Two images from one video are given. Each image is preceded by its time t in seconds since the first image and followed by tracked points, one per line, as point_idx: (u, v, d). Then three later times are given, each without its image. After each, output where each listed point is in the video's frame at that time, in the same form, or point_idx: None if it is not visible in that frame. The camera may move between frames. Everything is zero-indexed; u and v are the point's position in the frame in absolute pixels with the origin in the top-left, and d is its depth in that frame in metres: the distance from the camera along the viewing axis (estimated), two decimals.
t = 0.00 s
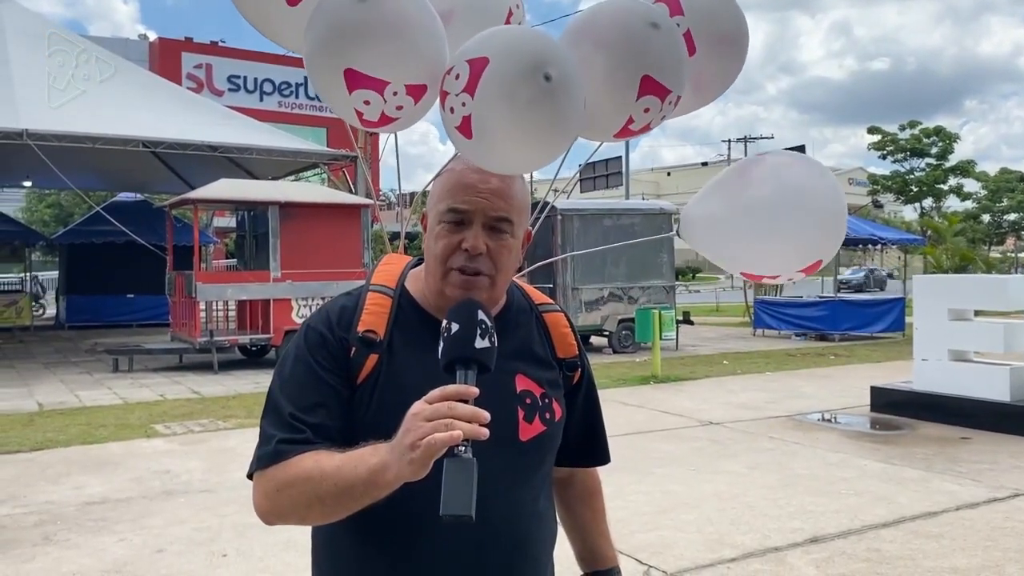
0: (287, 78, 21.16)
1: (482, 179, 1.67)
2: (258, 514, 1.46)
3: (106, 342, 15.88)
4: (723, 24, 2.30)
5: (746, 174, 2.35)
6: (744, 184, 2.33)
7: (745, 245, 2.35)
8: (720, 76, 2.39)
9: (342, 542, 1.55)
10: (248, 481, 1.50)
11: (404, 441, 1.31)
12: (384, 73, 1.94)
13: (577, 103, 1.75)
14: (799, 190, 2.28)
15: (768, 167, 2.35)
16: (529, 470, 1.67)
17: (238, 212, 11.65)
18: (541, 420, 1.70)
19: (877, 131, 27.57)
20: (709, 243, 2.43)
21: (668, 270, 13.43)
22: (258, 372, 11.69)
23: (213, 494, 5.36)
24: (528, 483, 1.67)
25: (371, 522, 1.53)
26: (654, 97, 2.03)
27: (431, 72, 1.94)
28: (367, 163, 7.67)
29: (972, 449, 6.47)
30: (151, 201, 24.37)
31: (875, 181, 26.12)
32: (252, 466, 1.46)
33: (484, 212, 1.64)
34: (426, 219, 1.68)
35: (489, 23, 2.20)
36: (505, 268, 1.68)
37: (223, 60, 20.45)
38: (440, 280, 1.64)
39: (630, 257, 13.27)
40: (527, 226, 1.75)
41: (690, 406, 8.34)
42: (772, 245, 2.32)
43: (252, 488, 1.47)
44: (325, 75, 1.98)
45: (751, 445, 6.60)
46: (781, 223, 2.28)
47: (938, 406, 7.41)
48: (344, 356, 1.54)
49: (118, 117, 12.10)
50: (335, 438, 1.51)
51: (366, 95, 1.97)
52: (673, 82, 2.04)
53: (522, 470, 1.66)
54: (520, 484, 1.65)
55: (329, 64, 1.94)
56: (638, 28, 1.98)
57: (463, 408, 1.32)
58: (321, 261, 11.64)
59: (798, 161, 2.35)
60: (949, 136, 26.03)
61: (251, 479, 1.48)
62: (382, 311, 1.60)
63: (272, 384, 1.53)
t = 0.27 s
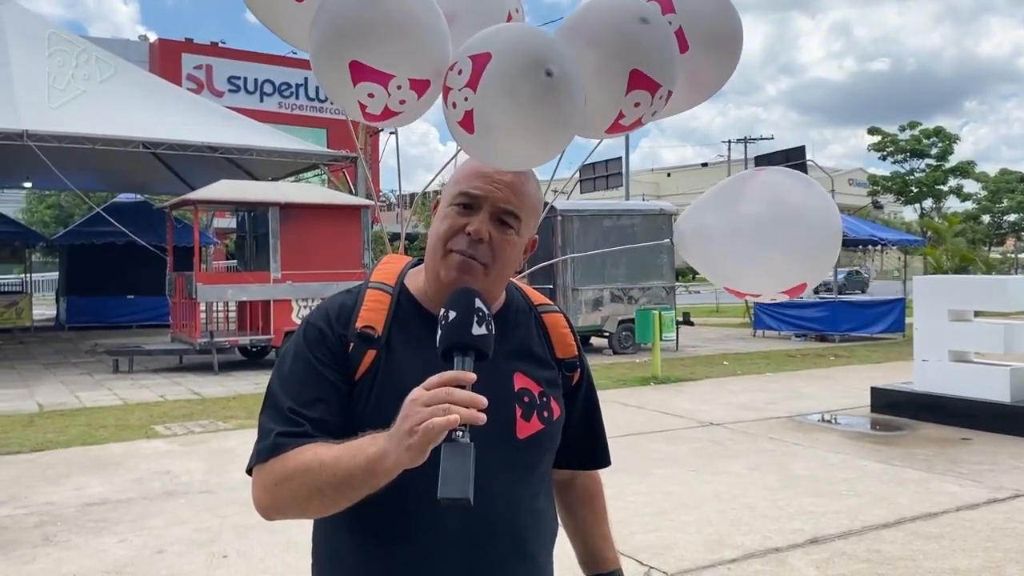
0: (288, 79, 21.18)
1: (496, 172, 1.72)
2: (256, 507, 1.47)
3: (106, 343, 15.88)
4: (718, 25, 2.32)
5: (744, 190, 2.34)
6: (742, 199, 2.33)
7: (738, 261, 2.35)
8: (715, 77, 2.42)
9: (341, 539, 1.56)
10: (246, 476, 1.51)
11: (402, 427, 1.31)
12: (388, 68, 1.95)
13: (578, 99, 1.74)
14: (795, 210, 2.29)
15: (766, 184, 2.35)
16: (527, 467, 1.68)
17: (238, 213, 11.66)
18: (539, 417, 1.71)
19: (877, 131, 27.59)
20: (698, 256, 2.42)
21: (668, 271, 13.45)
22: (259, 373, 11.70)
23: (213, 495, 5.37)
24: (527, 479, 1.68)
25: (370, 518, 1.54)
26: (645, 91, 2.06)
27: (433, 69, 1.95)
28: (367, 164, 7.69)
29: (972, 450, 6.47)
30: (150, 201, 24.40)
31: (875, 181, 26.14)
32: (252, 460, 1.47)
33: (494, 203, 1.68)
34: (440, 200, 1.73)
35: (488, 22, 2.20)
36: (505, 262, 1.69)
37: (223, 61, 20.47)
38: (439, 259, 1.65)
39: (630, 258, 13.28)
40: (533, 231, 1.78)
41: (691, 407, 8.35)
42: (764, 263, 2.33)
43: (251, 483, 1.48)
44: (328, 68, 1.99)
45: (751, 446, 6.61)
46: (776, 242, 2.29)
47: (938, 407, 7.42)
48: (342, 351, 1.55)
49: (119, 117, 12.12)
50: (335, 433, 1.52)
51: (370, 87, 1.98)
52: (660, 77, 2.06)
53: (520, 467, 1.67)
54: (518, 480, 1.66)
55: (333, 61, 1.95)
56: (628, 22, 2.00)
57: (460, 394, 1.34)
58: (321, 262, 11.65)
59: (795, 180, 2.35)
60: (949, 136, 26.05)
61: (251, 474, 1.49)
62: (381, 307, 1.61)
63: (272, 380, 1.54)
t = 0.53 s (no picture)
0: (287, 81, 21.18)
1: (506, 175, 1.73)
2: (256, 504, 1.46)
3: (105, 345, 15.87)
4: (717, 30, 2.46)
5: (736, 160, 2.47)
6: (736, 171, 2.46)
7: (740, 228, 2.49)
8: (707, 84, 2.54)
9: (340, 539, 1.56)
10: (247, 473, 1.51)
11: (401, 420, 1.31)
12: (386, 50, 2.14)
13: (566, 79, 2.04)
14: (788, 171, 2.43)
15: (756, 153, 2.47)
16: (525, 467, 1.68)
17: (238, 214, 11.65)
18: (537, 419, 1.71)
19: (876, 133, 27.61)
20: (704, 228, 2.57)
21: (667, 272, 13.45)
22: (258, 375, 11.69)
23: (213, 496, 5.37)
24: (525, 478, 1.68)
25: (369, 518, 1.54)
26: (647, 83, 2.22)
27: (429, 53, 2.16)
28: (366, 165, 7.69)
29: (972, 451, 6.47)
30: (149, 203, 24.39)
31: (875, 183, 26.15)
32: (252, 456, 1.47)
33: (503, 204, 1.69)
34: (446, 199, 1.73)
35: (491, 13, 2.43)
36: (510, 264, 1.70)
37: (223, 63, 20.49)
38: (445, 258, 1.65)
39: (630, 259, 13.28)
40: (536, 237, 1.80)
41: (690, 409, 8.35)
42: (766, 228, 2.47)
43: (251, 481, 1.47)
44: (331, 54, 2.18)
45: (750, 447, 6.61)
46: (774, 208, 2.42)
47: (938, 409, 7.41)
48: (342, 350, 1.55)
49: (119, 117, 12.15)
50: (334, 432, 1.51)
51: (367, 69, 2.19)
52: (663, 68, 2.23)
53: (518, 467, 1.66)
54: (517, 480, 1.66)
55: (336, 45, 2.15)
56: (631, 20, 2.16)
57: (459, 386, 1.34)
58: (321, 263, 11.65)
59: (785, 145, 2.48)
60: (948, 138, 26.06)
61: (251, 472, 1.49)
62: (381, 306, 1.61)
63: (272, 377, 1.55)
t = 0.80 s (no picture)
0: (286, 82, 21.16)
1: (515, 184, 1.70)
2: (256, 511, 1.46)
3: (104, 346, 15.87)
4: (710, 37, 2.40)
5: (739, 187, 2.45)
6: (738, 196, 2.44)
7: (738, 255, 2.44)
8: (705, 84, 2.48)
9: (340, 543, 1.55)
10: (246, 480, 1.50)
11: (403, 427, 1.30)
12: (394, 68, 1.99)
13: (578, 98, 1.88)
14: (792, 205, 2.38)
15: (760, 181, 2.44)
16: (524, 471, 1.67)
17: (236, 216, 11.61)
18: (536, 422, 1.70)
19: (875, 134, 27.64)
20: (701, 253, 2.53)
21: (667, 274, 13.45)
22: (257, 377, 11.69)
23: (212, 498, 5.36)
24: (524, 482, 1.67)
25: (369, 523, 1.53)
26: (643, 90, 2.11)
27: (438, 68, 2.00)
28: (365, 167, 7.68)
29: (971, 453, 6.47)
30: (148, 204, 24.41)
31: (873, 184, 26.18)
32: (251, 463, 1.46)
33: (515, 214, 1.66)
34: (454, 205, 1.69)
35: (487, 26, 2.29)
36: (516, 274, 1.68)
37: (222, 64, 20.49)
38: (454, 266, 1.63)
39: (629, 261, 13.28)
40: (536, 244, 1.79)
41: (690, 411, 8.34)
42: (764, 257, 2.42)
43: (251, 487, 1.47)
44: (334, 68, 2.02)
45: (750, 449, 6.60)
46: (774, 235, 2.38)
47: (937, 410, 7.41)
48: (341, 354, 1.54)
49: (118, 119, 12.14)
50: (334, 437, 1.51)
51: (375, 86, 2.02)
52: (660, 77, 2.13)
53: (517, 471, 1.66)
54: (516, 485, 1.65)
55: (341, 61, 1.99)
56: (627, 23, 2.06)
57: (462, 393, 1.33)
58: (319, 265, 11.64)
59: (790, 178, 2.45)
60: (947, 140, 26.09)
61: (250, 478, 1.48)
62: (378, 311, 1.60)
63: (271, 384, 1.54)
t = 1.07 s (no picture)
0: (285, 84, 21.12)
1: (525, 185, 1.66)
2: (256, 514, 1.45)
3: (102, 348, 15.85)
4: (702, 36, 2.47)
5: (726, 172, 2.52)
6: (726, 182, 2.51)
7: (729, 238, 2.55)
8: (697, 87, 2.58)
9: (339, 546, 1.54)
10: (244, 483, 1.49)
11: (406, 427, 1.30)
12: (379, 66, 2.16)
13: (562, 93, 2.05)
14: (776, 189, 2.47)
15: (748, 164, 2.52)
16: (522, 472, 1.66)
17: (234, 218, 11.56)
18: (534, 422, 1.69)
19: (874, 136, 27.65)
20: (693, 237, 2.63)
21: (665, 276, 13.45)
22: (254, 379, 11.67)
23: (210, 501, 5.34)
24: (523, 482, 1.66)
25: (368, 525, 1.52)
26: (637, 89, 2.22)
27: (425, 65, 2.18)
28: (363, 168, 7.66)
29: (970, 455, 6.46)
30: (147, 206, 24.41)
31: (872, 186, 26.18)
32: (251, 467, 1.45)
33: (529, 217, 1.63)
34: (464, 210, 1.62)
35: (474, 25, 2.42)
36: (526, 275, 1.68)
37: (220, 66, 20.47)
38: (473, 272, 1.60)
39: (627, 263, 13.27)
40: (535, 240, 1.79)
41: (688, 412, 8.33)
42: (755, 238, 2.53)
43: (250, 491, 1.46)
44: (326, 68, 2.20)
45: (748, 451, 6.59)
46: (762, 218, 2.48)
47: (935, 412, 7.41)
48: (338, 357, 1.53)
49: (117, 120, 12.15)
50: (332, 439, 1.49)
51: (363, 85, 2.20)
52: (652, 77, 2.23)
53: (516, 472, 1.65)
54: (516, 485, 1.64)
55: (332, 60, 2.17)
56: (621, 24, 2.18)
57: (465, 394, 1.33)
58: (318, 266, 11.61)
59: (778, 157, 2.52)
60: (945, 141, 26.10)
61: (249, 481, 1.47)
62: (375, 312, 1.59)
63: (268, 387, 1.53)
